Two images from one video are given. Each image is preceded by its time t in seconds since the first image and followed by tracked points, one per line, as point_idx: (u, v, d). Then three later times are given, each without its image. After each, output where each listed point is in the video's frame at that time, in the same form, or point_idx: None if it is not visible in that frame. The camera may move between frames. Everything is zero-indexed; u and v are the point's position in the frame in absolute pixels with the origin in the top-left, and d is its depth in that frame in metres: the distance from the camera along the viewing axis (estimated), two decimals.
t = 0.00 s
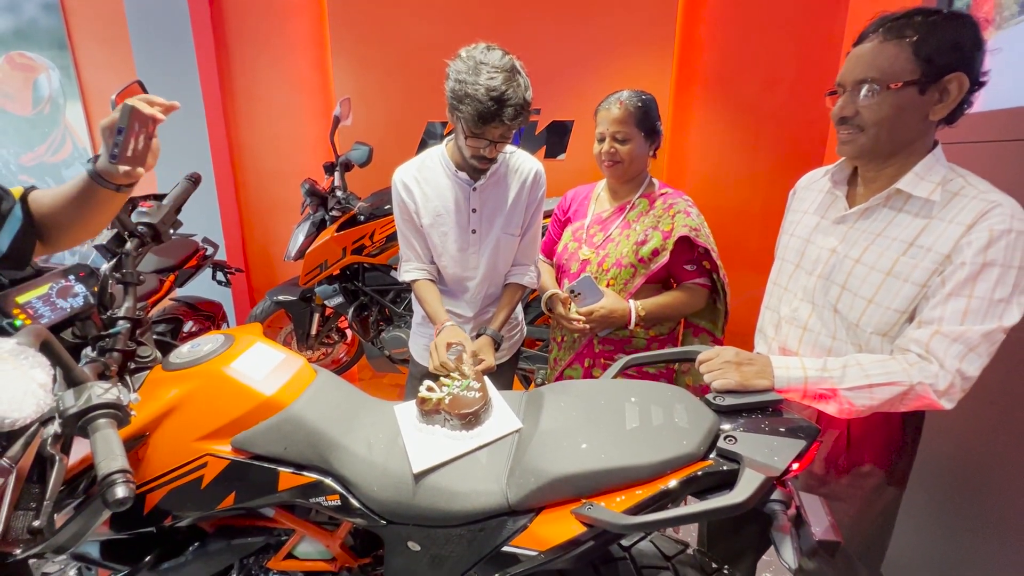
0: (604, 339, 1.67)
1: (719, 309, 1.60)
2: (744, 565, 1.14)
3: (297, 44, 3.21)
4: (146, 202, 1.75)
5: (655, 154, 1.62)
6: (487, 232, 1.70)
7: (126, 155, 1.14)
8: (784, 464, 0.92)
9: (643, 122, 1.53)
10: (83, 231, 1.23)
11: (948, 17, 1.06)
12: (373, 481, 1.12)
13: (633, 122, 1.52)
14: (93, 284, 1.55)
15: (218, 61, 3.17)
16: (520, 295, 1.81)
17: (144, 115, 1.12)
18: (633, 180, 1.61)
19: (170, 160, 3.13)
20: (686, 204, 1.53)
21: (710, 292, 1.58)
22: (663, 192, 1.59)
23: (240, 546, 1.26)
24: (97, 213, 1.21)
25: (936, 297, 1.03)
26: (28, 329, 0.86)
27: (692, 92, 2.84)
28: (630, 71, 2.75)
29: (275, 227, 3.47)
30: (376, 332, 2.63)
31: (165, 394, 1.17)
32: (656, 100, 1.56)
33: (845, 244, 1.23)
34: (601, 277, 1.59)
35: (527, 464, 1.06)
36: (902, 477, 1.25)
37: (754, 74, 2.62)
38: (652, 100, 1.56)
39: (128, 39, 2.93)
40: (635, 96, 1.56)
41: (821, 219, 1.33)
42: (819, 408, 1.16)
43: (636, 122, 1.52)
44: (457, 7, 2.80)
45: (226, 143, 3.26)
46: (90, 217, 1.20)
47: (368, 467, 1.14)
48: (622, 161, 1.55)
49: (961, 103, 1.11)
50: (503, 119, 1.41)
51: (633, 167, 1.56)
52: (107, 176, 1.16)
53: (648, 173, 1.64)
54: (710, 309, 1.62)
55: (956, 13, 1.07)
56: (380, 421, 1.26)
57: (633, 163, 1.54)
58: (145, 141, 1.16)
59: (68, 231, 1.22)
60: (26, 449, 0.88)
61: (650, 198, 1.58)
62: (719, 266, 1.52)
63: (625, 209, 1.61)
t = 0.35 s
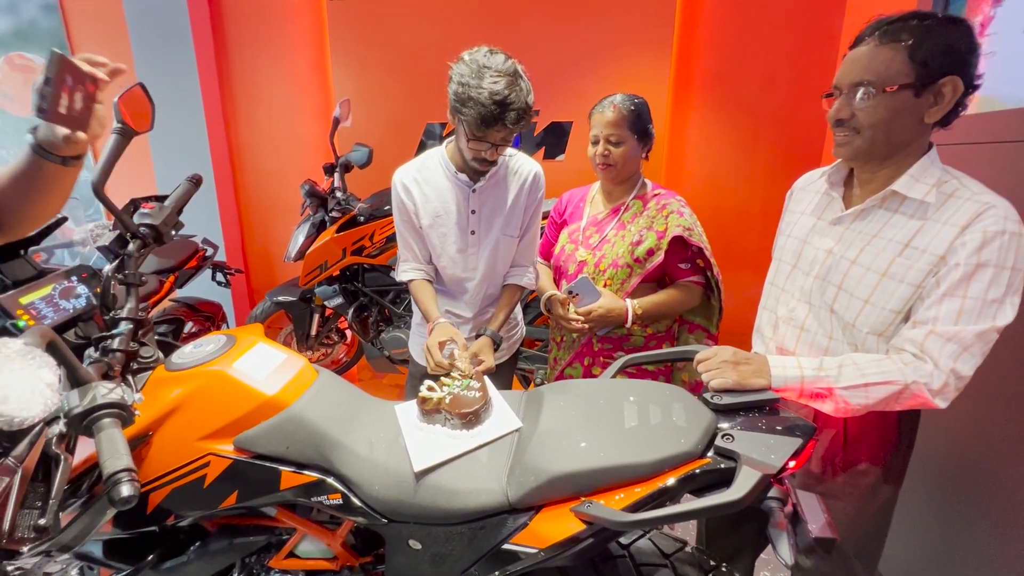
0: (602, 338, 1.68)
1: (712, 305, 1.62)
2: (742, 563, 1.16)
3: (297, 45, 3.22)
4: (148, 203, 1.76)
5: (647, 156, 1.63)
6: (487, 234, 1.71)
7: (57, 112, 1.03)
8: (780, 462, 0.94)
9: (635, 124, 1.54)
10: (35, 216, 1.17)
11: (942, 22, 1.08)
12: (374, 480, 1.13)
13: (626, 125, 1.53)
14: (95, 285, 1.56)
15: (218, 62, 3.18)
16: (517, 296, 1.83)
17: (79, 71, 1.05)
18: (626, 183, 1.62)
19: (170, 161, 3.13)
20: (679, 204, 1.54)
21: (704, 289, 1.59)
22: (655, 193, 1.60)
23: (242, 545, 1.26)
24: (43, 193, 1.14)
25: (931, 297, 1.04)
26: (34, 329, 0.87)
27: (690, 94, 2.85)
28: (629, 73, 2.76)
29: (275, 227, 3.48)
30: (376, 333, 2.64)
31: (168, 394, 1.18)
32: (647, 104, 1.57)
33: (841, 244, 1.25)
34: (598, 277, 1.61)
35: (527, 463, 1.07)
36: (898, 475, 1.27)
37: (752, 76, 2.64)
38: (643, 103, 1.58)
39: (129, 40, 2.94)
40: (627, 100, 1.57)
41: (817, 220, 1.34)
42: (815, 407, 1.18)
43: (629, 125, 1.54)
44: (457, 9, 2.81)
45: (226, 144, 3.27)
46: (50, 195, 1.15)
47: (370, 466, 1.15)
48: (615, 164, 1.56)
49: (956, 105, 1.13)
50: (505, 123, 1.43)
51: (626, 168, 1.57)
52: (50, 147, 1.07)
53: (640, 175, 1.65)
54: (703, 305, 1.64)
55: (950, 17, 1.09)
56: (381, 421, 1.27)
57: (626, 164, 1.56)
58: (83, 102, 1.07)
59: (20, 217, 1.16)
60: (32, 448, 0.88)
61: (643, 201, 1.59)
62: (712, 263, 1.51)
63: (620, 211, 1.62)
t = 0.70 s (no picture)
0: (598, 340, 1.68)
1: (709, 310, 1.64)
2: (736, 564, 1.19)
3: (293, 47, 3.22)
4: (143, 205, 1.76)
5: (646, 159, 1.64)
6: (482, 235, 1.72)
7: None
8: (772, 462, 0.94)
9: (634, 125, 1.55)
10: None
11: (930, 26, 1.09)
12: (371, 482, 1.13)
13: (624, 126, 1.55)
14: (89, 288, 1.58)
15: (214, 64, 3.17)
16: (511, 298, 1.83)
17: None
18: (625, 184, 1.63)
19: (165, 162, 3.12)
20: (677, 207, 1.55)
21: (699, 293, 1.60)
22: (652, 195, 1.62)
23: (238, 547, 1.26)
24: None
25: (921, 299, 1.06)
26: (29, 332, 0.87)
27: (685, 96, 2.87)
28: (624, 75, 2.77)
29: (270, 229, 3.48)
30: (372, 334, 2.66)
31: (164, 397, 1.18)
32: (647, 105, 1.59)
33: (834, 246, 1.26)
34: (594, 278, 1.62)
35: (523, 464, 1.08)
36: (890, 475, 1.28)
37: (746, 79, 2.66)
38: (642, 105, 1.59)
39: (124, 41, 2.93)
40: (626, 102, 1.58)
41: (810, 222, 1.35)
42: (808, 407, 1.19)
43: (628, 126, 1.55)
44: (453, 12, 2.82)
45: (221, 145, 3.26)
46: None
47: (366, 467, 1.15)
48: (612, 165, 1.57)
49: (945, 109, 1.14)
50: (501, 125, 1.43)
51: (624, 170, 1.58)
52: None
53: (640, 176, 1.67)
54: (700, 309, 1.66)
55: (938, 21, 1.10)
56: (377, 423, 1.27)
57: (624, 166, 1.57)
58: None
59: None
60: (26, 451, 0.89)
61: (641, 202, 1.60)
62: (707, 267, 1.53)
63: (618, 212, 1.63)
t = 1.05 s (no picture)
0: (596, 344, 1.69)
1: (710, 318, 1.63)
2: (735, 565, 1.19)
3: (290, 51, 3.23)
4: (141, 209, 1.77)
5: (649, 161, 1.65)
6: (479, 238, 1.73)
7: None
8: (768, 463, 0.95)
9: (639, 128, 1.56)
10: None
11: (920, 33, 1.11)
12: (368, 485, 1.13)
13: (629, 129, 1.56)
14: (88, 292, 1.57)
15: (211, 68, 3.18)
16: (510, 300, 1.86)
17: None
18: (628, 187, 1.65)
19: (162, 166, 3.12)
20: (679, 211, 1.56)
21: (701, 300, 1.60)
22: (656, 199, 1.62)
23: (235, 551, 1.26)
24: None
25: (914, 302, 1.07)
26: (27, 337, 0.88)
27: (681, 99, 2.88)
28: (620, 79, 2.79)
29: (268, 232, 3.47)
30: (370, 337, 2.65)
31: (161, 401, 1.19)
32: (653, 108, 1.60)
33: (828, 250, 1.27)
34: (593, 281, 1.63)
35: (520, 466, 1.08)
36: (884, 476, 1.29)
37: (741, 82, 2.67)
38: (648, 108, 1.60)
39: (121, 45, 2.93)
40: (631, 103, 1.59)
41: (805, 225, 1.36)
42: (803, 409, 1.20)
43: (632, 129, 1.56)
44: (450, 16, 2.83)
45: (219, 148, 3.26)
46: None
47: (363, 471, 1.15)
48: (616, 167, 1.59)
49: (936, 114, 1.15)
50: (497, 128, 1.44)
51: (627, 172, 1.60)
52: None
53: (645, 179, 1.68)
54: (702, 316, 1.65)
55: (929, 27, 1.12)
56: (375, 426, 1.27)
57: (627, 168, 1.58)
58: None
59: None
60: (25, 456, 0.90)
61: (644, 205, 1.61)
62: (709, 273, 1.52)
63: (620, 215, 1.65)
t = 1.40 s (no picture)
0: (596, 347, 1.70)
1: (715, 323, 1.62)
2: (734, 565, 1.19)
3: (289, 53, 3.23)
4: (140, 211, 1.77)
5: (656, 162, 1.66)
6: (478, 237, 1.74)
7: None
8: (766, 462, 0.96)
9: (645, 130, 1.58)
10: None
11: (914, 35, 1.12)
12: (369, 485, 1.14)
13: (634, 129, 1.58)
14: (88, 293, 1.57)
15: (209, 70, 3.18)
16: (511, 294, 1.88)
17: None
18: (633, 188, 1.66)
19: (161, 168, 3.12)
20: (683, 214, 1.56)
21: (706, 305, 1.59)
22: (661, 202, 1.63)
23: (235, 553, 1.26)
24: None
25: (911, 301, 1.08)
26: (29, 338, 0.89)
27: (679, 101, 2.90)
28: (618, 81, 2.80)
29: (267, 234, 3.48)
30: (370, 338, 2.66)
31: (162, 402, 1.19)
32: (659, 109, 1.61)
33: (826, 250, 1.27)
34: (594, 283, 1.64)
35: (520, 466, 1.09)
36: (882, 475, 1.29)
37: (739, 84, 2.69)
38: (654, 109, 1.61)
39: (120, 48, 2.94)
40: (638, 104, 1.60)
41: (803, 226, 1.37)
42: (802, 409, 1.21)
43: (637, 130, 1.57)
44: (449, 18, 2.84)
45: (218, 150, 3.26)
46: None
47: (364, 471, 1.16)
48: (620, 168, 1.60)
49: (932, 115, 1.16)
50: (504, 125, 1.45)
51: (632, 173, 1.61)
52: None
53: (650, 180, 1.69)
54: (706, 322, 1.64)
55: (923, 30, 1.13)
56: (376, 426, 1.28)
57: (633, 169, 1.59)
58: None
59: None
60: (26, 457, 0.90)
61: (649, 208, 1.62)
62: (714, 278, 1.52)
63: (623, 217, 1.66)
